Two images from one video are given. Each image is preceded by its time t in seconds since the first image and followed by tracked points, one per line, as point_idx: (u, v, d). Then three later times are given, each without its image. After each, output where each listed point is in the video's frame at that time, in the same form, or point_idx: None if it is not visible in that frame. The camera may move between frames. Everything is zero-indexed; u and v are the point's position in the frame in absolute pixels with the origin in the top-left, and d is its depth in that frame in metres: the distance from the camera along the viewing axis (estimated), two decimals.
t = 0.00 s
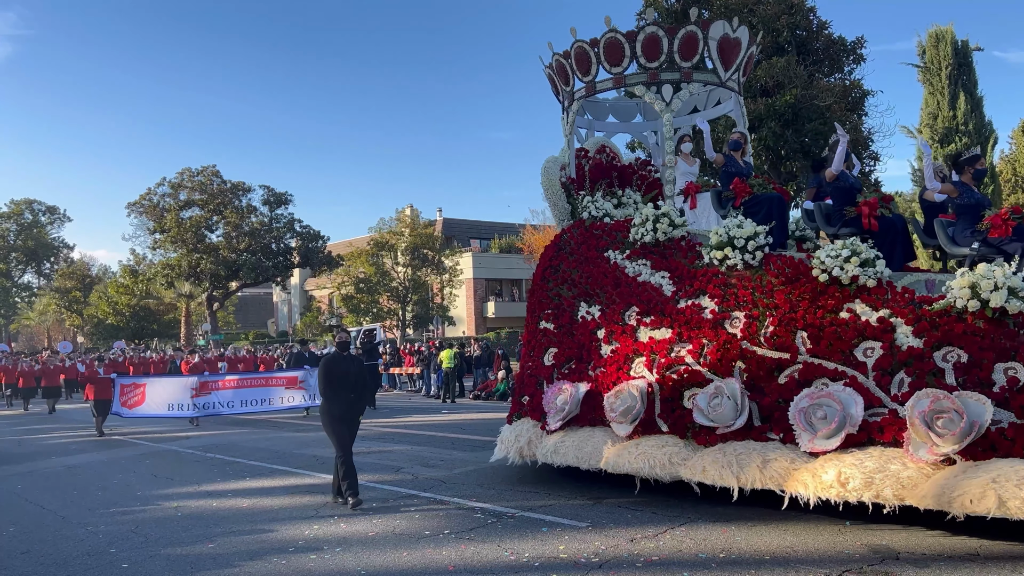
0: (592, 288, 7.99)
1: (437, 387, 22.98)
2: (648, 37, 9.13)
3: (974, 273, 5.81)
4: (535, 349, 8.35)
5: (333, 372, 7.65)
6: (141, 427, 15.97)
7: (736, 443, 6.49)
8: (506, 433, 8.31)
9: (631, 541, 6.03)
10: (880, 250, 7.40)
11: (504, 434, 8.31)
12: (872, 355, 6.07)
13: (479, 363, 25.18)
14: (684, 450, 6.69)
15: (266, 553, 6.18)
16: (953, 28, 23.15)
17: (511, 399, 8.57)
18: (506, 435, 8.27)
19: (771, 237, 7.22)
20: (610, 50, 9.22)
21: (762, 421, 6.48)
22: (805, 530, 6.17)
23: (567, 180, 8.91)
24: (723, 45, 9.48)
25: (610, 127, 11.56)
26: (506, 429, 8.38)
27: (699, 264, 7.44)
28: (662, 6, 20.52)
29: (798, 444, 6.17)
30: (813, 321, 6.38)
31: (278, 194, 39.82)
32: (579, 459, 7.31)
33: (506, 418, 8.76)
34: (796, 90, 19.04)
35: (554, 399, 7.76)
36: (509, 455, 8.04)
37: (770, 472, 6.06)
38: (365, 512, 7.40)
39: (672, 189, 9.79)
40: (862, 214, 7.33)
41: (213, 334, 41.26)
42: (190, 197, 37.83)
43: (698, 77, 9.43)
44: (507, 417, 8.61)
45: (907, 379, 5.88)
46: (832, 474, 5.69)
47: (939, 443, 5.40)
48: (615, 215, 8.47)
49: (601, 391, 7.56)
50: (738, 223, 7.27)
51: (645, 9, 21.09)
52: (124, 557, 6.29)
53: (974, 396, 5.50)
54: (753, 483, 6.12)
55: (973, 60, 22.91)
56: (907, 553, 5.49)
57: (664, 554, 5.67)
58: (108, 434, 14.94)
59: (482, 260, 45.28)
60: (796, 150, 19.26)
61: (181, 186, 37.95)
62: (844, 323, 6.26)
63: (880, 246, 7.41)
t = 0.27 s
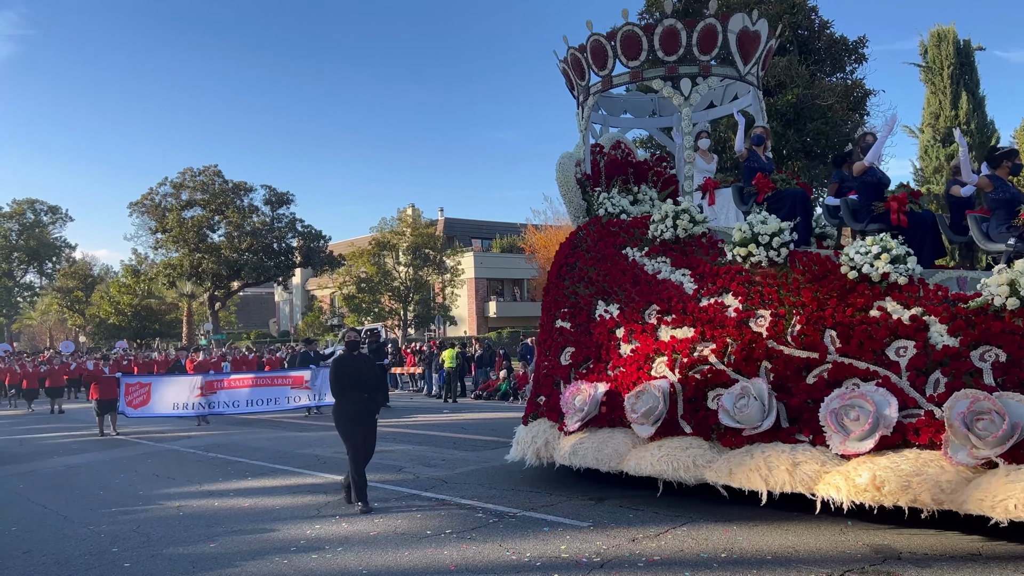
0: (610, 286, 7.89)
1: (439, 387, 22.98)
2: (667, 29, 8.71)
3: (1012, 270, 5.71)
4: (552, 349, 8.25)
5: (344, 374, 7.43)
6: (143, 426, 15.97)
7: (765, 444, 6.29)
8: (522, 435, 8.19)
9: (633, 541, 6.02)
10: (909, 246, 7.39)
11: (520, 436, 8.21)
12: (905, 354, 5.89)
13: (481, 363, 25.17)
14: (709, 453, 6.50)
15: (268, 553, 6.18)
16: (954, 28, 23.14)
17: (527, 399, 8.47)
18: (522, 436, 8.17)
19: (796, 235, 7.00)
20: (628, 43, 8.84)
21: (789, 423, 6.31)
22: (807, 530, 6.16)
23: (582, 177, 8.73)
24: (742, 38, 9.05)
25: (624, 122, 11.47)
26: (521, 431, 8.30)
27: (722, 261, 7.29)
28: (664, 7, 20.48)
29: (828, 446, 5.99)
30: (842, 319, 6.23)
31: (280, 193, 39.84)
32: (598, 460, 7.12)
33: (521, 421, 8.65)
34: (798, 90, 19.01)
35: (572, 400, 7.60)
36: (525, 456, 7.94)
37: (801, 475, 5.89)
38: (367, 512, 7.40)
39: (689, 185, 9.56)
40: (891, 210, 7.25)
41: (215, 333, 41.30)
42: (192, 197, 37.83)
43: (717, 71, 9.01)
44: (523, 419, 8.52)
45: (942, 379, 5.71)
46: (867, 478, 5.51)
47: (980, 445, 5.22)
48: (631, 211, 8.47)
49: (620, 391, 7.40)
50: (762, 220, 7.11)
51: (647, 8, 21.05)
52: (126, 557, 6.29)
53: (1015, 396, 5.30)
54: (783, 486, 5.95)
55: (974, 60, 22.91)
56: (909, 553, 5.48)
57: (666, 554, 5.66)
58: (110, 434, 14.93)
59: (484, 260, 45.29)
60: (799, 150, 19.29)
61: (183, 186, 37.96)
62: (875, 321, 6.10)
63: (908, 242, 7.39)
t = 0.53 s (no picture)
0: (630, 284, 7.78)
1: (441, 386, 22.97)
2: (686, 22, 8.59)
3: None
4: (570, 349, 8.18)
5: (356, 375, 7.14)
6: (145, 426, 15.96)
7: (795, 447, 6.20)
8: (539, 436, 8.13)
9: (635, 541, 6.01)
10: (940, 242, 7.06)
11: (537, 437, 8.14)
12: (941, 354, 5.85)
13: (483, 363, 25.15)
14: (738, 455, 6.44)
15: (270, 552, 6.18)
16: (956, 28, 23.11)
17: (544, 399, 8.40)
18: (540, 437, 8.11)
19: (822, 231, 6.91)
20: (645, 37, 8.72)
21: (820, 425, 6.23)
22: (808, 530, 6.16)
23: (598, 173, 8.68)
24: (763, 31, 8.71)
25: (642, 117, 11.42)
26: (538, 432, 8.23)
27: (746, 259, 7.10)
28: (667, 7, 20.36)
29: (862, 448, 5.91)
30: (874, 318, 6.18)
31: (282, 193, 39.84)
32: (620, 464, 7.03)
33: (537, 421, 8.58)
34: (801, 90, 18.98)
35: (592, 401, 7.50)
36: (543, 459, 7.88)
37: (834, 478, 5.78)
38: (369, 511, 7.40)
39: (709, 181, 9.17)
40: (923, 205, 6.93)
41: (217, 333, 41.32)
42: (194, 197, 37.85)
43: (737, 66, 8.73)
44: (539, 419, 8.45)
45: (982, 380, 5.67)
46: (905, 482, 5.38)
47: None
48: (649, 208, 8.35)
49: (642, 392, 7.31)
50: (788, 216, 6.98)
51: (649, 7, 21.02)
52: (129, 556, 6.29)
53: None
54: (816, 490, 5.83)
55: (977, 60, 22.90)
56: (911, 553, 5.48)
57: (668, 554, 5.65)
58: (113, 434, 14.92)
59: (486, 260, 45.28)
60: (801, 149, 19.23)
61: (185, 186, 37.96)
62: (908, 321, 6.05)
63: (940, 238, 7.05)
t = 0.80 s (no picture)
0: (650, 283, 7.61)
1: (442, 386, 22.97)
2: (707, 15, 8.48)
3: None
4: (588, 350, 7.97)
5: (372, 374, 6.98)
6: (146, 425, 15.97)
7: (827, 450, 5.99)
8: (559, 438, 7.98)
9: (637, 541, 6.02)
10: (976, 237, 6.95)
11: (556, 439, 8.01)
12: (980, 354, 5.61)
13: (485, 363, 25.16)
14: (767, 459, 6.26)
15: (272, 552, 6.19)
16: (959, 28, 23.07)
17: (561, 401, 8.20)
18: (559, 439, 7.97)
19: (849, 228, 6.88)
20: (664, 31, 8.70)
21: (852, 427, 6.01)
22: (811, 530, 6.16)
23: (615, 170, 8.62)
24: (785, 24, 8.65)
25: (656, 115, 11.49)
26: (556, 434, 8.09)
27: (771, 257, 6.98)
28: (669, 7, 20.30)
29: (898, 452, 5.69)
30: (907, 317, 5.96)
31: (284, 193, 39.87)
32: (642, 467, 6.92)
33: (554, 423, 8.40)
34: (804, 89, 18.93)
35: (612, 402, 7.24)
36: (562, 461, 7.75)
37: (869, 483, 5.60)
38: (371, 511, 7.41)
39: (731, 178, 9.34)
40: (957, 200, 6.82)
41: (219, 333, 41.36)
42: (196, 197, 37.90)
43: (759, 59, 8.69)
44: (556, 421, 8.29)
45: None
46: (946, 488, 5.20)
47: None
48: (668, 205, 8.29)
49: (664, 393, 7.09)
50: (815, 213, 6.93)
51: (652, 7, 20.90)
52: (131, 555, 6.31)
53: None
54: (850, 495, 5.66)
55: (979, 60, 22.86)
56: (913, 553, 5.49)
57: (669, 554, 5.66)
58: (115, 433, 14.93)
59: (488, 260, 45.29)
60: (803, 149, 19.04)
61: (187, 186, 38.01)
62: (944, 320, 5.83)
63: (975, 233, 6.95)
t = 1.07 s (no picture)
0: (671, 282, 7.38)
1: (444, 386, 22.99)
2: (729, 8, 8.41)
3: None
4: (607, 349, 7.76)
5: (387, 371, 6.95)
6: (149, 425, 16.00)
7: (861, 453, 5.76)
8: (579, 441, 7.72)
9: (639, 541, 6.03)
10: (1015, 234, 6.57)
11: (575, 443, 7.76)
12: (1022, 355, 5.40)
13: (487, 363, 25.09)
14: (798, 462, 5.99)
15: (274, 552, 6.19)
16: (961, 28, 23.04)
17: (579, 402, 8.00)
18: (578, 442, 7.72)
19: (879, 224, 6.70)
20: (684, 23, 8.55)
21: (887, 430, 5.78)
22: (813, 530, 6.17)
23: (633, 166, 8.36)
24: (808, 17, 8.56)
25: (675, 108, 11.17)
26: (574, 437, 7.88)
27: (799, 254, 6.76)
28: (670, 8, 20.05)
29: (937, 456, 5.44)
30: (945, 316, 5.73)
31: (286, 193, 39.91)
32: (666, 471, 6.71)
33: (571, 426, 8.20)
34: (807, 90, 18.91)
35: (634, 404, 7.02)
36: (582, 463, 7.51)
37: (907, 488, 5.37)
38: (372, 511, 7.42)
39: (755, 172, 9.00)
40: (992, 196, 6.50)
41: (221, 333, 41.42)
42: (198, 197, 37.98)
43: (781, 53, 8.63)
44: (574, 423, 8.10)
45: None
46: (990, 493, 4.99)
47: None
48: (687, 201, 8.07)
49: (687, 394, 6.88)
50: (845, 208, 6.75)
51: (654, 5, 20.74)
52: (133, 555, 6.31)
53: None
54: (887, 499, 5.42)
55: (982, 60, 22.83)
56: (915, 553, 5.49)
57: (672, 554, 5.66)
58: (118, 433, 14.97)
59: (489, 260, 45.31)
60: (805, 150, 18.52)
61: (189, 186, 38.10)
62: (983, 320, 5.60)
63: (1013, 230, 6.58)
